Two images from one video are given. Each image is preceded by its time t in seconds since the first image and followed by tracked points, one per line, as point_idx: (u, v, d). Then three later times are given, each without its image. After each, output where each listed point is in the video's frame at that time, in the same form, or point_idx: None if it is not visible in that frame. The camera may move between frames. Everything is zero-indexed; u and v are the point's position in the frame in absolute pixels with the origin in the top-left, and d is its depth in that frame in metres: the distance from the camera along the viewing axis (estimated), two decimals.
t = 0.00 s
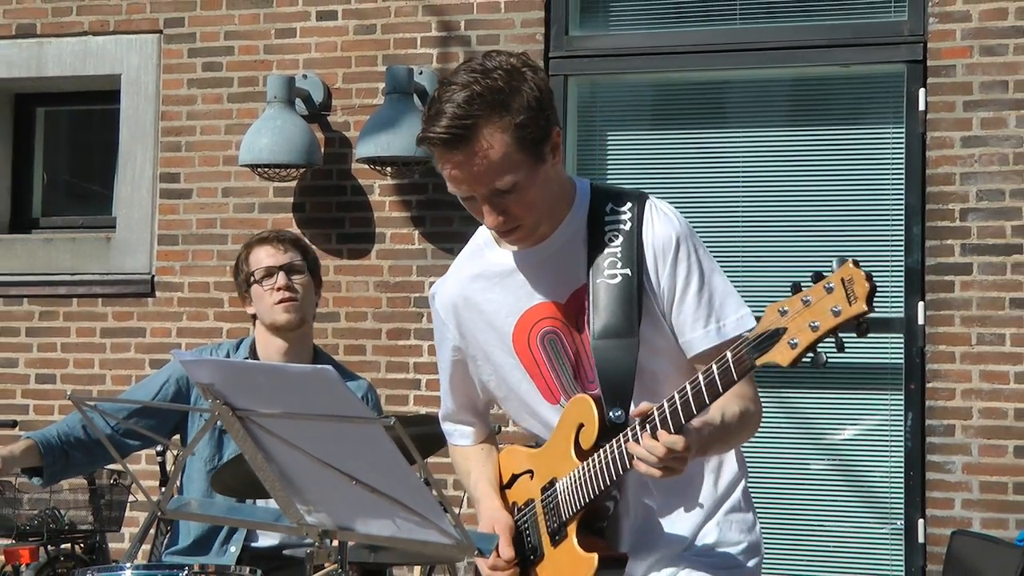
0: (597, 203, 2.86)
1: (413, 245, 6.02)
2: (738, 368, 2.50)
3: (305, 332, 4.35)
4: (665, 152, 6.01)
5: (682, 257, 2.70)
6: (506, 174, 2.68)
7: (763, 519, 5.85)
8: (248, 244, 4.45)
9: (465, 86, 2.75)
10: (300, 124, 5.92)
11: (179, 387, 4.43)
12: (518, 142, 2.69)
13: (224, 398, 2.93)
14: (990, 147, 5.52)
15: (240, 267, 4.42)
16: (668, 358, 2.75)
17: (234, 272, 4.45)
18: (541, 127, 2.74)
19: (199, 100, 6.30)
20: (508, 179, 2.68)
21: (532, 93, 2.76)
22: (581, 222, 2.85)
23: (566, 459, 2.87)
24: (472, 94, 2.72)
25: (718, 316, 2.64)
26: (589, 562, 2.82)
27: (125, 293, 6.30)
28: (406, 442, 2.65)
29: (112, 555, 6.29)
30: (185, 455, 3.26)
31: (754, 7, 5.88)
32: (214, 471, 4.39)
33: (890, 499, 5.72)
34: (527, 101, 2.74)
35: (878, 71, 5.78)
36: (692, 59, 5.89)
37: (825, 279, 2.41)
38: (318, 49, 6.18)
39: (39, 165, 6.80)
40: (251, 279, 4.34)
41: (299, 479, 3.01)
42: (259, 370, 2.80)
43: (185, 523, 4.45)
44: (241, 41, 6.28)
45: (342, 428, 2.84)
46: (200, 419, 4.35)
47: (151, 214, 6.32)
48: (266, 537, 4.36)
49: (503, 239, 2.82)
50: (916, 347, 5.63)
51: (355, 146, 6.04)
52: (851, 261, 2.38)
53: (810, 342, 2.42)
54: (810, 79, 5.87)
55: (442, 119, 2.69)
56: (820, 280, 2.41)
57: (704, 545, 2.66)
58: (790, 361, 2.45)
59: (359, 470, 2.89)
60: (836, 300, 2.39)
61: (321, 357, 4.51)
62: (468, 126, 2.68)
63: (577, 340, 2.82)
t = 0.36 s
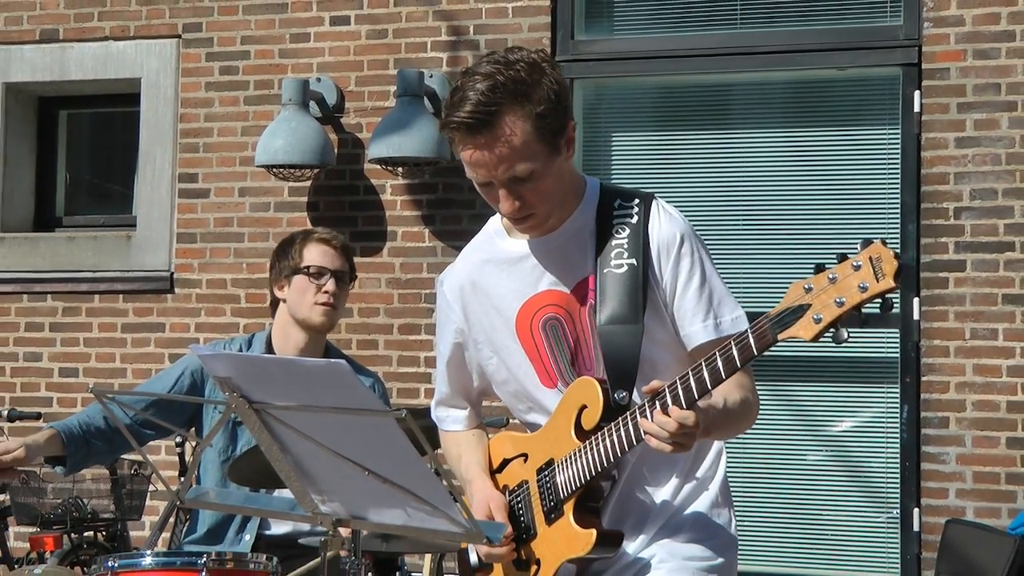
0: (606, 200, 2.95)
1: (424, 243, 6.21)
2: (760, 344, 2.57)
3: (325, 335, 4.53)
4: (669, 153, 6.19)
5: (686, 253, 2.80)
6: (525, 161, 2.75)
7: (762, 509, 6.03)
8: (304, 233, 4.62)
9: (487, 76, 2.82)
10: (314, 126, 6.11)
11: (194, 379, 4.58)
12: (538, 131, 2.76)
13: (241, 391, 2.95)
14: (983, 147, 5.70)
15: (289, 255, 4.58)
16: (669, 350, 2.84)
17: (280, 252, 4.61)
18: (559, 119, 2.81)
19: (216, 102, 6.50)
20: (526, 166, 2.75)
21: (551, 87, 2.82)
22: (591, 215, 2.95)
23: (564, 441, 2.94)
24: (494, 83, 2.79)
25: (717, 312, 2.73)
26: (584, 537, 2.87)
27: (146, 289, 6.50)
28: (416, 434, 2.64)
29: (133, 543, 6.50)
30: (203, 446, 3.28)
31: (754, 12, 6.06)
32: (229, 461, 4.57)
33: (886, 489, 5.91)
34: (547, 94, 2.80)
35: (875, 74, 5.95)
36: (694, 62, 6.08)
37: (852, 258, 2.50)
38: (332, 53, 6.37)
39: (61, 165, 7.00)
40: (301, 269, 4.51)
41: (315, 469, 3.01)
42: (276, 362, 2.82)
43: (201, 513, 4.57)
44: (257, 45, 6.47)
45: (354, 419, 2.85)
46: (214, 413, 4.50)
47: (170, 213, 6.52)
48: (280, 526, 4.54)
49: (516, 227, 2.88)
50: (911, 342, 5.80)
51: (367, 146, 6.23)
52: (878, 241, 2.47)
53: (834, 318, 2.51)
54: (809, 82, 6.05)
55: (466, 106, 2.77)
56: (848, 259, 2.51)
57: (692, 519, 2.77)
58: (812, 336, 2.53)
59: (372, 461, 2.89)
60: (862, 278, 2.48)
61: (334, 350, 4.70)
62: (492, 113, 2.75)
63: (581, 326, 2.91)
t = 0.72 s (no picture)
0: (610, 200, 2.91)
1: (436, 242, 6.35)
2: (732, 335, 2.54)
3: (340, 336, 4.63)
4: (676, 154, 6.32)
5: (685, 250, 2.75)
6: (523, 166, 2.73)
7: (767, 503, 6.15)
8: (332, 236, 4.68)
9: (486, 85, 2.80)
10: (328, 128, 6.25)
11: (211, 377, 4.64)
12: (535, 137, 2.74)
13: (257, 386, 2.93)
14: (984, 148, 5.82)
15: (316, 253, 4.64)
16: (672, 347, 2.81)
17: (305, 250, 4.67)
18: (559, 125, 2.79)
19: (234, 105, 6.64)
20: (524, 171, 2.73)
21: (550, 93, 2.80)
22: (594, 216, 2.90)
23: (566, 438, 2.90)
24: (492, 91, 2.77)
25: (717, 309, 2.68)
26: (581, 530, 2.84)
27: (165, 287, 6.65)
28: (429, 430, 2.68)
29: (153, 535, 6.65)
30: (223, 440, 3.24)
31: (760, 16, 6.19)
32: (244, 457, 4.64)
33: (890, 483, 6.03)
34: (545, 100, 2.78)
35: (878, 77, 6.08)
36: (701, 66, 6.21)
37: (820, 249, 2.48)
38: (346, 57, 6.51)
39: (82, 167, 7.15)
40: (325, 270, 4.57)
41: (329, 466, 2.97)
42: (292, 359, 2.84)
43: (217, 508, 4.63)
44: (273, 49, 6.61)
45: (366, 416, 2.85)
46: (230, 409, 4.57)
47: (188, 213, 6.66)
48: (293, 520, 4.62)
49: (518, 231, 2.86)
50: (914, 339, 5.94)
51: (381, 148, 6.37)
52: (845, 234, 2.46)
53: (803, 309, 2.48)
54: (813, 85, 6.18)
55: (464, 113, 2.75)
56: (816, 251, 2.48)
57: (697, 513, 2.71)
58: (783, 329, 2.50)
59: (385, 453, 2.88)
60: (829, 269, 2.46)
61: (350, 348, 4.80)
62: (489, 120, 2.73)
63: (584, 324, 2.86)
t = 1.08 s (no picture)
0: (624, 200, 2.99)
1: (450, 243, 6.45)
2: (747, 337, 2.61)
3: (349, 327, 4.67)
4: (686, 156, 6.40)
5: (698, 253, 2.83)
6: (538, 168, 2.82)
7: (776, 500, 6.24)
8: (300, 240, 4.77)
9: (505, 85, 2.89)
10: (343, 130, 6.37)
11: (231, 376, 4.77)
12: (552, 139, 2.82)
13: (275, 386, 2.98)
14: (990, 150, 5.90)
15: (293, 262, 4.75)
16: (683, 348, 2.90)
17: (287, 263, 4.78)
18: (575, 128, 2.88)
19: (251, 108, 6.75)
20: (539, 173, 2.82)
21: (568, 96, 2.89)
22: (607, 216, 2.98)
23: (579, 435, 2.97)
24: (511, 92, 2.86)
25: (729, 310, 2.76)
26: (595, 528, 2.91)
27: (183, 287, 6.76)
28: (441, 426, 2.74)
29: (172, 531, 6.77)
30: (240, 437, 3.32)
31: (769, 19, 6.29)
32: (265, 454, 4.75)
33: (897, 480, 6.12)
34: (563, 103, 2.87)
35: (885, 80, 6.16)
36: (710, 68, 6.30)
37: (834, 253, 2.53)
38: (361, 60, 6.62)
39: (103, 169, 7.27)
40: (301, 273, 4.67)
41: (346, 461, 3.04)
42: (308, 358, 2.89)
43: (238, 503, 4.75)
44: (290, 53, 6.72)
45: (382, 413, 2.93)
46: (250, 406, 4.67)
47: (206, 214, 6.78)
48: (314, 516, 4.72)
49: (532, 231, 2.93)
50: (921, 338, 6.02)
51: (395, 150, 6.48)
52: (859, 238, 2.51)
53: (818, 313, 2.54)
54: (821, 88, 6.26)
55: (482, 113, 2.84)
56: (830, 254, 2.54)
57: (713, 512, 2.80)
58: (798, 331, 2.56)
59: (400, 451, 2.96)
60: (844, 273, 2.51)
61: (366, 346, 4.89)
62: (506, 121, 2.82)
63: (597, 324, 2.95)
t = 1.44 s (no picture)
0: (638, 199, 2.99)
1: (465, 243, 6.55)
2: (749, 331, 2.62)
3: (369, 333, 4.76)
4: (698, 157, 6.49)
5: (711, 252, 2.83)
6: (556, 168, 2.82)
7: (787, 496, 6.33)
8: (355, 235, 4.84)
9: (524, 84, 2.88)
10: (360, 131, 6.47)
11: (247, 373, 4.83)
12: (570, 139, 2.82)
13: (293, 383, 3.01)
14: (998, 150, 5.98)
15: (340, 254, 4.81)
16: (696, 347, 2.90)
17: (332, 252, 4.83)
18: (593, 128, 2.87)
19: (269, 110, 6.86)
20: (558, 172, 2.82)
21: (586, 96, 2.87)
22: (622, 216, 2.97)
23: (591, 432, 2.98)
24: (530, 92, 2.85)
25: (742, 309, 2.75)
26: (604, 524, 2.90)
27: (203, 286, 6.87)
28: (457, 424, 2.79)
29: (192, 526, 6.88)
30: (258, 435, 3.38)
31: (779, 22, 6.37)
32: (280, 450, 4.83)
33: (906, 477, 6.19)
34: (581, 103, 2.86)
35: (894, 82, 6.24)
36: (721, 70, 6.39)
37: (831, 248, 2.56)
38: (377, 63, 6.72)
39: (124, 170, 7.39)
40: (350, 268, 4.74)
41: (361, 460, 3.08)
42: (325, 356, 2.93)
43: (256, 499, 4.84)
44: (307, 56, 6.83)
45: (398, 411, 2.96)
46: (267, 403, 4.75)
47: (225, 215, 6.88)
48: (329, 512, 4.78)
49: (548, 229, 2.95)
50: (930, 336, 6.11)
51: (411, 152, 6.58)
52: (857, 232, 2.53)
53: (816, 305, 2.54)
54: (831, 89, 6.34)
55: (501, 113, 2.84)
56: (828, 249, 2.56)
57: (726, 510, 2.81)
58: (796, 324, 2.56)
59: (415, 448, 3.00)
60: (840, 266, 2.53)
61: (381, 345, 4.97)
62: (525, 120, 2.82)
63: (610, 323, 2.96)
